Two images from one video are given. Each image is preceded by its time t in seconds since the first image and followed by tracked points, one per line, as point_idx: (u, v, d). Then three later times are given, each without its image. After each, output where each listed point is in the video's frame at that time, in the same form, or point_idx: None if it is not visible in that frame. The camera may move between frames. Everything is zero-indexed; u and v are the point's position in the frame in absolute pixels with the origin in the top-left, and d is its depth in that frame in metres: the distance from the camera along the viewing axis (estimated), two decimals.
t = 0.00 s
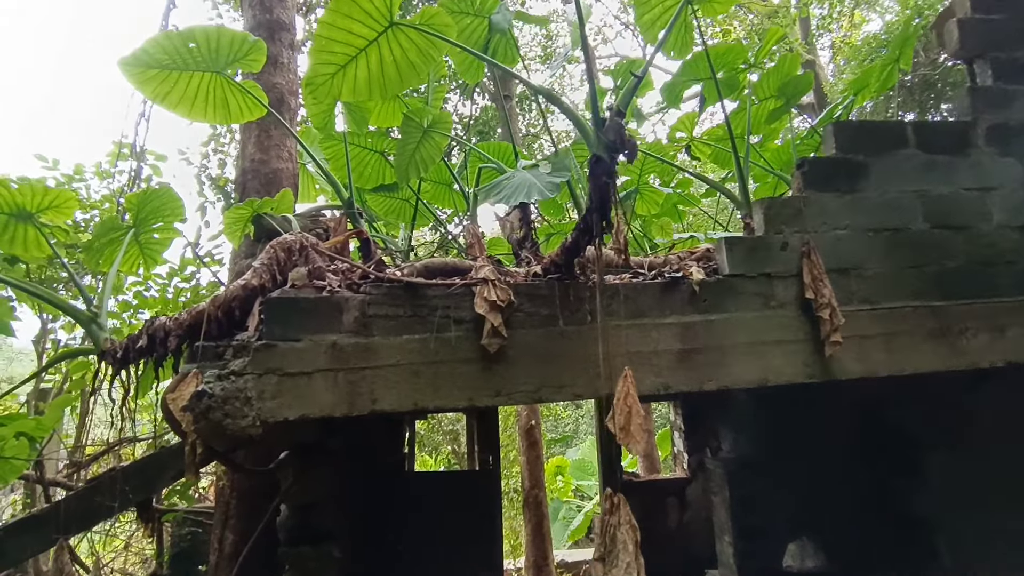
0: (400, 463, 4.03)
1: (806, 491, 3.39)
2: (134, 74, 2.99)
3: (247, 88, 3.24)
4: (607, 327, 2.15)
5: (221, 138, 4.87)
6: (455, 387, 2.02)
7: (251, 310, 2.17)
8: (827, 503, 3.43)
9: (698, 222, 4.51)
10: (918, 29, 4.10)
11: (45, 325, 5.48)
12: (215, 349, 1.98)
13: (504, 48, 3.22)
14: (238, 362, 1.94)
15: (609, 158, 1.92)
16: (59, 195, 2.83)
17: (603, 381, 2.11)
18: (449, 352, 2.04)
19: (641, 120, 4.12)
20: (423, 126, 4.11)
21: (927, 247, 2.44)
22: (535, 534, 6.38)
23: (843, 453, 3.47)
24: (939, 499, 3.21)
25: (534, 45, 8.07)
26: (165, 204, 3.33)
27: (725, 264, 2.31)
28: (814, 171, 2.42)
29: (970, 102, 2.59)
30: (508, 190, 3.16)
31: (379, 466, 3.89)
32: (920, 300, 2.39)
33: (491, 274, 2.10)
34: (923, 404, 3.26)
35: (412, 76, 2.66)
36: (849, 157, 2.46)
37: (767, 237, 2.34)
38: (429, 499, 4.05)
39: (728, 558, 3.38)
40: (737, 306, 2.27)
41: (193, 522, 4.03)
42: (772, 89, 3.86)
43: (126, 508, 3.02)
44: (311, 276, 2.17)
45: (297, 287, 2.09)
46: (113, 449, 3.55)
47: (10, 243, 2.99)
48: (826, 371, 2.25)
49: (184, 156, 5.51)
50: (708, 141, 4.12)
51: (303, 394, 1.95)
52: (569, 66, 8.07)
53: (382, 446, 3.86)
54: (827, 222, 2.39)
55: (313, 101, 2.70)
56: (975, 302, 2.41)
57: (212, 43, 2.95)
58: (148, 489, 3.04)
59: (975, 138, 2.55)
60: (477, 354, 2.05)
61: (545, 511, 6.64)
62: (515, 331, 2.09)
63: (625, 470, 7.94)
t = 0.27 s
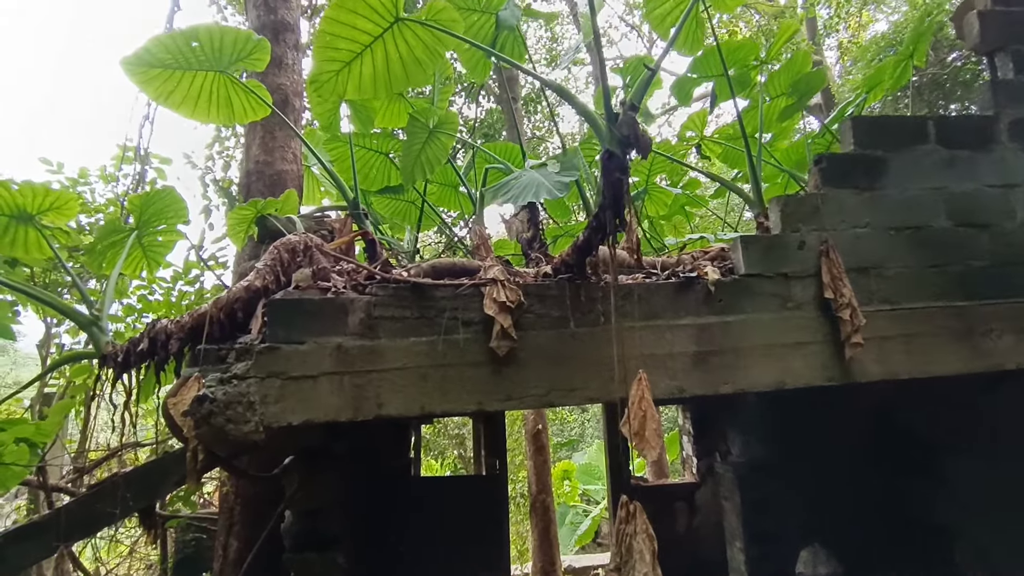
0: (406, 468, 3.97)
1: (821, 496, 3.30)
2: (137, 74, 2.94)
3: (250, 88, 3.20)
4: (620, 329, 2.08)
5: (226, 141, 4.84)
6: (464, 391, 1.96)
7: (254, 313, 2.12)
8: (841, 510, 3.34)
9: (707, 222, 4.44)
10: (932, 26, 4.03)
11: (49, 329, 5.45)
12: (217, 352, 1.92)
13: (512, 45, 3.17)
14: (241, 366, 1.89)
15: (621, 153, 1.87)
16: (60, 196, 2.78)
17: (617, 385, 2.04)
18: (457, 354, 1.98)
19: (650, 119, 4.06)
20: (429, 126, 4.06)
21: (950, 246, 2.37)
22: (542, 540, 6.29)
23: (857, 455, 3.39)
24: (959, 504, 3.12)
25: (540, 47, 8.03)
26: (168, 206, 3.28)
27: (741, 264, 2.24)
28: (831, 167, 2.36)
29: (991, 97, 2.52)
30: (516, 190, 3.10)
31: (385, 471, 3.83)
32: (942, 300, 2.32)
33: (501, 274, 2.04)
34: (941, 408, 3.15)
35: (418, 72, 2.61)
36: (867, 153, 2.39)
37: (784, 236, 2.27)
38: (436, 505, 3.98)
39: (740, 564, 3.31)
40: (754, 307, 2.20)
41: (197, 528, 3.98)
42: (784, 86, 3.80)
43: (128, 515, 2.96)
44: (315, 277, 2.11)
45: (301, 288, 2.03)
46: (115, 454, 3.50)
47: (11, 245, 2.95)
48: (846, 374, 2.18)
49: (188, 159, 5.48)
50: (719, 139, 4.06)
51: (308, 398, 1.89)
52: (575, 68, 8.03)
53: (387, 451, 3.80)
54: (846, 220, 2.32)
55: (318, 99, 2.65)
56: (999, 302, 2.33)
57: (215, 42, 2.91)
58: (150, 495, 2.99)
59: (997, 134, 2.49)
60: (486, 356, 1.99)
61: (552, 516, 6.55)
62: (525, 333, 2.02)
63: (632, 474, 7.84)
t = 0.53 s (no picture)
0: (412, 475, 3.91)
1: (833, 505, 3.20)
2: (140, 77, 2.91)
3: (254, 90, 3.16)
4: (633, 333, 2.03)
5: (231, 145, 4.81)
6: (472, 397, 1.91)
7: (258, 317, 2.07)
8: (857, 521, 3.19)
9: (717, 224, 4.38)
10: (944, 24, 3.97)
11: (55, 335, 5.42)
12: (220, 358, 1.86)
13: (519, 44, 3.13)
14: (244, 372, 1.84)
15: (633, 152, 1.82)
16: (64, 200, 2.75)
17: (629, 390, 1.99)
18: (465, 359, 1.93)
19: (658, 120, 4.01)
20: (435, 128, 4.03)
21: (970, 246, 2.30)
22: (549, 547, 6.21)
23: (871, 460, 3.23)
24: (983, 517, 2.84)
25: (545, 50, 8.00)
26: (172, 209, 3.25)
27: (756, 266, 2.19)
28: (848, 166, 2.30)
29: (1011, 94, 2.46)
30: (524, 193, 3.05)
31: (391, 478, 3.78)
32: (963, 302, 2.25)
33: (510, 277, 1.99)
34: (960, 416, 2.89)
35: (425, 73, 2.57)
36: (885, 151, 2.34)
37: (800, 237, 2.21)
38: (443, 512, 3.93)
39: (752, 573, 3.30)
40: (770, 310, 2.14)
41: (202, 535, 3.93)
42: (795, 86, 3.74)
43: (131, 523, 2.92)
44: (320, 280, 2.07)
45: (305, 292, 1.99)
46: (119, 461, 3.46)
47: (13, 249, 2.92)
48: (865, 378, 2.12)
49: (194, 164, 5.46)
50: (728, 140, 4.01)
51: (312, 405, 1.84)
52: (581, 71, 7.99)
53: (394, 458, 3.75)
54: (864, 220, 2.26)
55: (323, 100, 2.61)
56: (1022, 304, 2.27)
57: (219, 45, 2.88)
58: (153, 503, 2.95)
59: (1018, 132, 2.43)
60: (494, 361, 1.94)
61: (559, 523, 6.48)
62: (534, 337, 1.97)
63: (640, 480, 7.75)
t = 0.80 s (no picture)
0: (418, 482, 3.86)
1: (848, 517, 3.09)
2: (144, 80, 2.89)
3: (258, 93, 3.13)
4: (644, 338, 1.98)
5: (235, 149, 4.79)
6: (479, 404, 1.86)
7: (262, 323, 2.03)
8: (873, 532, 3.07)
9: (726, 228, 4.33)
10: (955, 25, 3.92)
11: (59, 341, 5.40)
12: (222, 364, 1.83)
13: (526, 46, 3.10)
14: (247, 378, 1.80)
15: (645, 153, 1.78)
16: (66, 204, 2.72)
17: (640, 398, 1.94)
18: (473, 366, 1.88)
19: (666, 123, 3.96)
20: (440, 132, 3.99)
21: (990, 249, 2.25)
22: (556, 555, 6.13)
23: (877, 464, 3.10)
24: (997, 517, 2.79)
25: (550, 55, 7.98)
26: (176, 214, 3.22)
27: (770, 269, 2.14)
28: (862, 167, 2.25)
29: None
30: (531, 196, 3.01)
31: (396, 486, 3.72)
32: (983, 307, 2.20)
33: (519, 281, 1.95)
34: (974, 419, 2.82)
35: (430, 75, 2.53)
36: (900, 152, 2.29)
37: (815, 239, 2.16)
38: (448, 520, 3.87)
39: None
40: (784, 315, 2.09)
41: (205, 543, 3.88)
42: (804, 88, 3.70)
43: (132, 532, 2.87)
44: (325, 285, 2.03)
45: (309, 297, 1.95)
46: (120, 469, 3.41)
47: (15, 254, 2.89)
48: (883, 385, 2.06)
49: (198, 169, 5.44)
50: (737, 142, 3.97)
51: (316, 413, 1.80)
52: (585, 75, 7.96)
53: (399, 465, 3.69)
54: (880, 222, 2.21)
55: (327, 102, 2.58)
56: None
57: (223, 47, 2.85)
58: (155, 511, 2.90)
59: None
60: (503, 368, 1.89)
61: (565, 530, 6.40)
62: (543, 343, 1.92)
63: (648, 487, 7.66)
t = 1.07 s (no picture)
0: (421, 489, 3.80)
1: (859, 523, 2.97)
2: (147, 81, 2.86)
3: (262, 95, 3.09)
4: (655, 342, 1.93)
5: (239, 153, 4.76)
6: (486, 410, 1.81)
7: (264, 327, 1.99)
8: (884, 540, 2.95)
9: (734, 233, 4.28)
10: (965, 27, 3.88)
11: (60, 345, 5.37)
12: (224, 368, 1.79)
13: (533, 47, 3.06)
14: (248, 383, 1.76)
15: (658, 153, 1.74)
16: (67, 206, 2.69)
17: (651, 404, 1.89)
18: (480, 371, 1.84)
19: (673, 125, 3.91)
20: (445, 135, 3.96)
21: (1008, 252, 2.20)
22: (560, 563, 6.06)
23: (887, 471, 3.02)
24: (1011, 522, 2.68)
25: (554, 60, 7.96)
26: (179, 218, 3.18)
27: (783, 273, 2.09)
28: (877, 169, 2.21)
29: None
30: (537, 199, 2.97)
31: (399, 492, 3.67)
32: (1001, 311, 2.15)
33: (528, 284, 1.91)
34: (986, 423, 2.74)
35: (436, 75, 2.49)
36: (915, 153, 2.24)
37: (829, 242, 2.12)
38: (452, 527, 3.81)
39: None
40: (798, 319, 2.04)
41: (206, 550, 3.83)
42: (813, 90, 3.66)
43: (131, 540, 2.82)
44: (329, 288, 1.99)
45: (313, 300, 1.91)
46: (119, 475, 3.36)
47: (16, 257, 2.85)
48: (900, 391, 2.01)
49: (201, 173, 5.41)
50: (745, 146, 3.93)
51: (319, 418, 1.75)
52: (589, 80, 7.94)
53: (402, 471, 3.64)
54: (895, 225, 2.16)
55: (331, 102, 2.54)
56: None
57: (227, 49, 2.81)
58: (154, 519, 2.85)
59: None
60: (511, 373, 1.84)
61: (570, 538, 6.33)
62: (552, 348, 1.88)
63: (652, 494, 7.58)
